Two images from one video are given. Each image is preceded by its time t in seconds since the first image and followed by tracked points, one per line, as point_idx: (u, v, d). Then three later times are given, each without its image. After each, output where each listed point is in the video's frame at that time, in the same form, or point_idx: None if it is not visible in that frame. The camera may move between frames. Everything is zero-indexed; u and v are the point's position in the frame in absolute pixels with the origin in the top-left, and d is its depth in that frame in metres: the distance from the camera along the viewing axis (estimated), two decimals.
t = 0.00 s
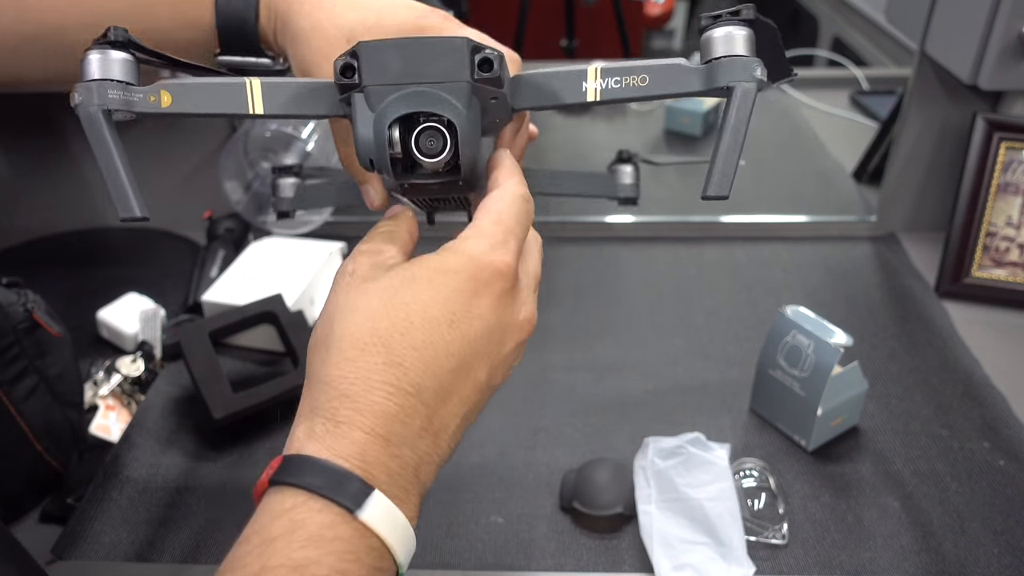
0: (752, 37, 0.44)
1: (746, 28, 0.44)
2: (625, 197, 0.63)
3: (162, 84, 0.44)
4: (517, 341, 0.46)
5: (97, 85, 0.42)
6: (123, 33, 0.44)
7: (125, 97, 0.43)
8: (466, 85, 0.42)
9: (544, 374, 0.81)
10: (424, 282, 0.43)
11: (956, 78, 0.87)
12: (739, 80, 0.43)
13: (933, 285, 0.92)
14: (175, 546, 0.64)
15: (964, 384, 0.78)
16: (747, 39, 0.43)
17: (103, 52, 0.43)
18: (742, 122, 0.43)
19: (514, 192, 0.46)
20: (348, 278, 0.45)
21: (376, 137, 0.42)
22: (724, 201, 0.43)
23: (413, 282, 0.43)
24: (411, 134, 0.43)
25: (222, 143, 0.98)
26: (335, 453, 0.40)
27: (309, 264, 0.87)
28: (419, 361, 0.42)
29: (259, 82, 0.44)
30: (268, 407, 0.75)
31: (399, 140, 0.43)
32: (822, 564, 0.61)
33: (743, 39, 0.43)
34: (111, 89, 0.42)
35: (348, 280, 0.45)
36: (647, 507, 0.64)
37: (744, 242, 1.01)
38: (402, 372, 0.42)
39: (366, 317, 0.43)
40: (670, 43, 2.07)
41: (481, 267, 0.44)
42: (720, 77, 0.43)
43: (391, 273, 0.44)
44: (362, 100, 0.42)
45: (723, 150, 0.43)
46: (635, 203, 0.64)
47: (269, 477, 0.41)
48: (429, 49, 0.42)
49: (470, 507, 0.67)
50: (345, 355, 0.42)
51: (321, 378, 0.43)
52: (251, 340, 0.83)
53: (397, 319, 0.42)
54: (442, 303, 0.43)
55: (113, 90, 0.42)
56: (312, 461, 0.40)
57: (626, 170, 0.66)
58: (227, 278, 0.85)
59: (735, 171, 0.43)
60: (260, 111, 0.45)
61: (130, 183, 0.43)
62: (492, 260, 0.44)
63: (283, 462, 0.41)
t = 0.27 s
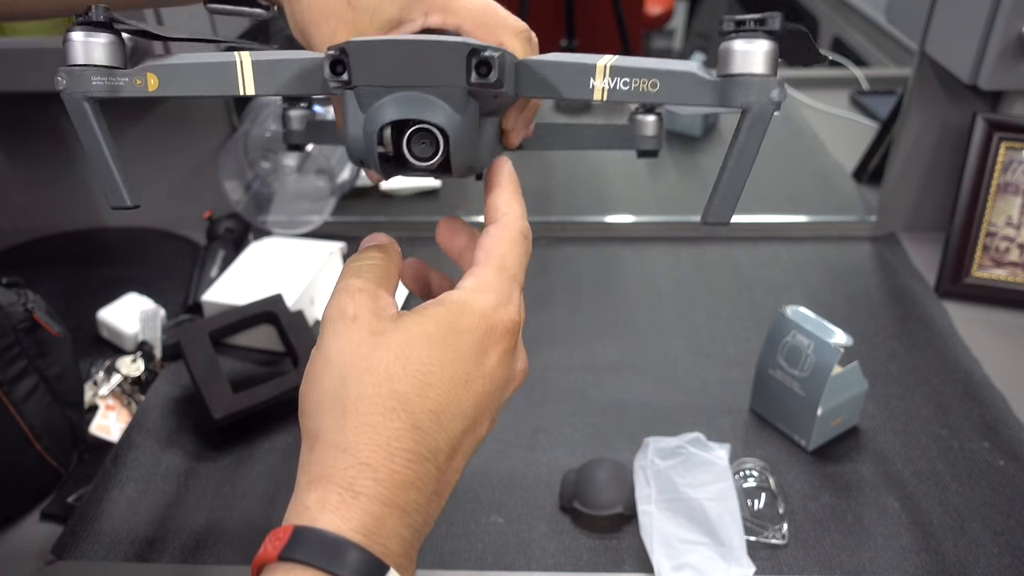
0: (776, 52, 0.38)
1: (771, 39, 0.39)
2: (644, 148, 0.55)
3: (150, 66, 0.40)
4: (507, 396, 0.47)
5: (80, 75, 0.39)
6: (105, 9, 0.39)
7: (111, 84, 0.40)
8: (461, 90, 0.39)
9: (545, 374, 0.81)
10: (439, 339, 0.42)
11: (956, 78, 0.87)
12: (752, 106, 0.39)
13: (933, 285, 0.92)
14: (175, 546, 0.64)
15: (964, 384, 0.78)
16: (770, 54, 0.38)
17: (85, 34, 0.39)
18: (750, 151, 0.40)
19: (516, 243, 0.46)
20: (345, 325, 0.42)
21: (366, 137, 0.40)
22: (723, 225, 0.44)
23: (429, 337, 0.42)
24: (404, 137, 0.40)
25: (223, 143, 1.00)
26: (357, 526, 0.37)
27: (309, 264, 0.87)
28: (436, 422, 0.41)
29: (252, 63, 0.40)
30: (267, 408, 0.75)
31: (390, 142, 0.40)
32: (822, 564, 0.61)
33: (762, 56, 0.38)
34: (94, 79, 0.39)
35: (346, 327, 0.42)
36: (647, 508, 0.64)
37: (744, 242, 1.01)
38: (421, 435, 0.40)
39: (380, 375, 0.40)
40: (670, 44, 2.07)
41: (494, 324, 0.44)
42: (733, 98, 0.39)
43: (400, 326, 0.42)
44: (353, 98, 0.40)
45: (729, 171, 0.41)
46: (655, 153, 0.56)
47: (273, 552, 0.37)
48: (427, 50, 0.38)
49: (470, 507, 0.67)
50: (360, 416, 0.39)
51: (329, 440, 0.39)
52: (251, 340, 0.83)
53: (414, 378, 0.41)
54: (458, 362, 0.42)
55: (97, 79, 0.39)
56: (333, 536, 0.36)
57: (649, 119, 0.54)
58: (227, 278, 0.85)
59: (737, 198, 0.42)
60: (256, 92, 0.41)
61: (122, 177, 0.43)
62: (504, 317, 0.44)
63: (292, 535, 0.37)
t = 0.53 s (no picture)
0: (808, 64, 0.38)
1: (803, 50, 0.38)
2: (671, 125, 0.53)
3: (157, 102, 0.40)
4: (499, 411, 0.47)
5: (87, 116, 0.40)
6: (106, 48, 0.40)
7: (119, 123, 0.40)
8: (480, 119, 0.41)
9: (545, 374, 0.81)
10: (439, 357, 0.41)
11: (956, 78, 0.87)
12: (786, 120, 0.39)
13: (933, 285, 0.92)
14: (174, 546, 0.64)
15: (965, 384, 0.78)
16: (803, 67, 0.38)
17: (89, 75, 0.39)
18: (783, 163, 0.40)
19: (513, 254, 0.46)
20: (341, 338, 0.41)
21: (384, 167, 0.42)
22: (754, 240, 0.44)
23: (430, 357, 0.41)
24: (422, 166, 0.42)
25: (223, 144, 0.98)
26: (362, 556, 0.37)
27: (309, 264, 0.87)
28: (436, 444, 0.41)
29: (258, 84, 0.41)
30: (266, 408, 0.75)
31: (409, 169, 0.42)
32: (822, 564, 0.61)
33: (795, 68, 0.38)
34: (102, 120, 0.40)
35: (342, 340, 0.41)
36: (647, 508, 0.64)
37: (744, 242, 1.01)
38: (421, 459, 0.40)
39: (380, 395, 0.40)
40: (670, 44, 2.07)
41: (492, 341, 0.44)
42: (765, 114, 0.39)
43: (398, 341, 0.41)
44: (370, 128, 0.42)
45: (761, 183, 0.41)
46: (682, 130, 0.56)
47: None
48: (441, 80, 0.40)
49: (470, 507, 0.67)
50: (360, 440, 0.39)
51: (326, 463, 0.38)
52: (251, 340, 0.83)
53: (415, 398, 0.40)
54: (457, 381, 0.42)
55: (105, 118, 0.40)
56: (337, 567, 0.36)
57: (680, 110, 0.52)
58: (226, 279, 0.85)
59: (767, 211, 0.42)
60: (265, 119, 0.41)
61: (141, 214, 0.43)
62: (501, 333, 0.44)
63: (291, 566, 0.35)
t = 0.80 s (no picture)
0: (814, 154, 0.39)
1: (810, 140, 0.39)
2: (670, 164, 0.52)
3: (141, 135, 0.42)
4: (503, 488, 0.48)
5: (67, 145, 0.41)
6: (94, 76, 0.41)
7: (100, 154, 0.42)
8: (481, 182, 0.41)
9: (545, 374, 0.81)
10: (465, 437, 0.42)
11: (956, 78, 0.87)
12: (790, 208, 0.39)
13: (933, 285, 0.92)
14: (174, 546, 0.64)
15: (965, 384, 0.78)
16: (808, 156, 0.39)
17: (73, 103, 0.41)
18: (785, 251, 0.41)
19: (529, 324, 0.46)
20: (370, 405, 0.40)
21: (377, 220, 0.42)
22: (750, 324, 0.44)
23: (455, 435, 0.41)
24: (418, 225, 0.42)
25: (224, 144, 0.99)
26: None
27: (309, 264, 0.87)
28: (449, 523, 0.41)
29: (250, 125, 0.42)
30: (268, 409, 0.75)
31: (404, 227, 0.42)
32: (822, 564, 0.61)
33: (800, 158, 0.39)
34: (82, 150, 0.41)
35: (371, 408, 0.40)
36: (647, 508, 0.64)
37: (744, 242, 1.01)
38: (435, 537, 0.40)
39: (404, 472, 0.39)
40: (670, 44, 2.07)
41: (510, 422, 0.44)
42: (769, 200, 0.40)
43: (427, 417, 0.41)
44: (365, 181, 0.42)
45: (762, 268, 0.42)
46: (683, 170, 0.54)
47: None
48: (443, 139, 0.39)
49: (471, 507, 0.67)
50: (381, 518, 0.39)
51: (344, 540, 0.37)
52: (250, 340, 0.83)
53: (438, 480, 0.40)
54: (476, 463, 0.42)
55: (86, 149, 0.41)
56: None
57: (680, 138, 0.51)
58: (226, 279, 0.85)
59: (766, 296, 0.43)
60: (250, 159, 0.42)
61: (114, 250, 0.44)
62: (519, 415, 0.45)
63: None
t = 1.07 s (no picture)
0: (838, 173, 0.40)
1: (834, 159, 0.40)
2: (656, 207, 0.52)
3: (126, 165, 0.42)
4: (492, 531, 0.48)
5: (50, 177, 0.41)
6: (74, 103, 0.41)
7: (85, 186, 0.42)
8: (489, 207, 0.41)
9: (545, 374, 0.81)
10: (460, 483, 0.41)
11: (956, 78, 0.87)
12: (815, 230, 0.40)
13: (933, 285, 0.92)
14: (175, 546, 0.64)
15: (965, 384, 0.78)
16: (832, 177, 0.39)
17: (53, 132, 0.41)
18: (808, 274, 0.42)
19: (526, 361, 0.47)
20: (363, 448, 0.40)
21: (379, 249, 0.42)
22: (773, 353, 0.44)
23: (452, 481, 0.41)
24: (422, 253, 0.42)
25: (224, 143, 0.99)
26: None
27: (309, 264, 0.87)
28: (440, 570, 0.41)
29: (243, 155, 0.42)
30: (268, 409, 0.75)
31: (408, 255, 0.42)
32: (822, 564, 0.61)
33: (823, 179, 0.39)
34: (65, 182, 0.41)
35: (364, 453, 0.40)
36: (647, 508, 0.64)
37: (744, 242, 1.01)
38: None
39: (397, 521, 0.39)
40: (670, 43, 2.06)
41: (505, 465, 0.44)
42: (793, 222, 0.40)
43: (423, 462, 0.41)
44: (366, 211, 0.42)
45: (785, 295, 0.42)
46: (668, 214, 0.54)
47: None
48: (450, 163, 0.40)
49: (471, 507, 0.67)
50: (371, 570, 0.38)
51: None
52: (250, 340, 0.83)
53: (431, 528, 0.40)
54: (470, 509, 0.42)
55: (68, 180, 0.41)
56: None
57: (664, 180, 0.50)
58: (226, 279, 0.85)
59: (789, 323, 0.43)
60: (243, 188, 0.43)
61: (96, 284, 0.44)
62: (513, 457, 0.45)
63: None
